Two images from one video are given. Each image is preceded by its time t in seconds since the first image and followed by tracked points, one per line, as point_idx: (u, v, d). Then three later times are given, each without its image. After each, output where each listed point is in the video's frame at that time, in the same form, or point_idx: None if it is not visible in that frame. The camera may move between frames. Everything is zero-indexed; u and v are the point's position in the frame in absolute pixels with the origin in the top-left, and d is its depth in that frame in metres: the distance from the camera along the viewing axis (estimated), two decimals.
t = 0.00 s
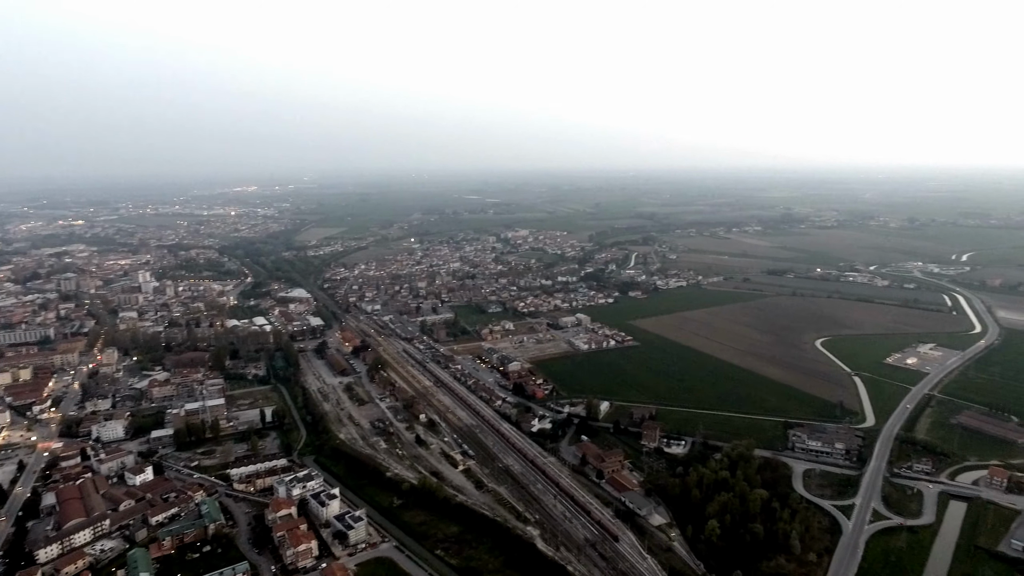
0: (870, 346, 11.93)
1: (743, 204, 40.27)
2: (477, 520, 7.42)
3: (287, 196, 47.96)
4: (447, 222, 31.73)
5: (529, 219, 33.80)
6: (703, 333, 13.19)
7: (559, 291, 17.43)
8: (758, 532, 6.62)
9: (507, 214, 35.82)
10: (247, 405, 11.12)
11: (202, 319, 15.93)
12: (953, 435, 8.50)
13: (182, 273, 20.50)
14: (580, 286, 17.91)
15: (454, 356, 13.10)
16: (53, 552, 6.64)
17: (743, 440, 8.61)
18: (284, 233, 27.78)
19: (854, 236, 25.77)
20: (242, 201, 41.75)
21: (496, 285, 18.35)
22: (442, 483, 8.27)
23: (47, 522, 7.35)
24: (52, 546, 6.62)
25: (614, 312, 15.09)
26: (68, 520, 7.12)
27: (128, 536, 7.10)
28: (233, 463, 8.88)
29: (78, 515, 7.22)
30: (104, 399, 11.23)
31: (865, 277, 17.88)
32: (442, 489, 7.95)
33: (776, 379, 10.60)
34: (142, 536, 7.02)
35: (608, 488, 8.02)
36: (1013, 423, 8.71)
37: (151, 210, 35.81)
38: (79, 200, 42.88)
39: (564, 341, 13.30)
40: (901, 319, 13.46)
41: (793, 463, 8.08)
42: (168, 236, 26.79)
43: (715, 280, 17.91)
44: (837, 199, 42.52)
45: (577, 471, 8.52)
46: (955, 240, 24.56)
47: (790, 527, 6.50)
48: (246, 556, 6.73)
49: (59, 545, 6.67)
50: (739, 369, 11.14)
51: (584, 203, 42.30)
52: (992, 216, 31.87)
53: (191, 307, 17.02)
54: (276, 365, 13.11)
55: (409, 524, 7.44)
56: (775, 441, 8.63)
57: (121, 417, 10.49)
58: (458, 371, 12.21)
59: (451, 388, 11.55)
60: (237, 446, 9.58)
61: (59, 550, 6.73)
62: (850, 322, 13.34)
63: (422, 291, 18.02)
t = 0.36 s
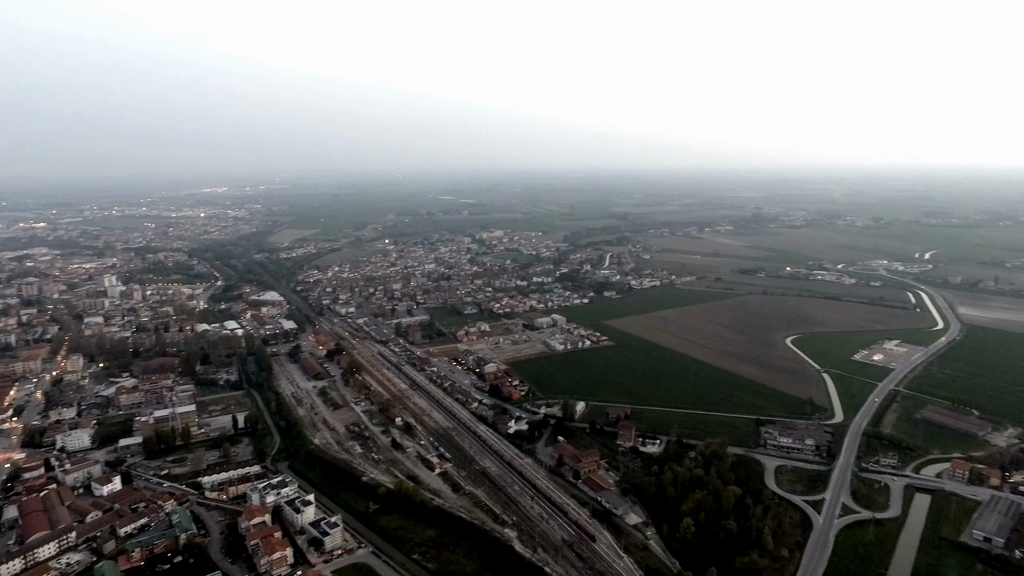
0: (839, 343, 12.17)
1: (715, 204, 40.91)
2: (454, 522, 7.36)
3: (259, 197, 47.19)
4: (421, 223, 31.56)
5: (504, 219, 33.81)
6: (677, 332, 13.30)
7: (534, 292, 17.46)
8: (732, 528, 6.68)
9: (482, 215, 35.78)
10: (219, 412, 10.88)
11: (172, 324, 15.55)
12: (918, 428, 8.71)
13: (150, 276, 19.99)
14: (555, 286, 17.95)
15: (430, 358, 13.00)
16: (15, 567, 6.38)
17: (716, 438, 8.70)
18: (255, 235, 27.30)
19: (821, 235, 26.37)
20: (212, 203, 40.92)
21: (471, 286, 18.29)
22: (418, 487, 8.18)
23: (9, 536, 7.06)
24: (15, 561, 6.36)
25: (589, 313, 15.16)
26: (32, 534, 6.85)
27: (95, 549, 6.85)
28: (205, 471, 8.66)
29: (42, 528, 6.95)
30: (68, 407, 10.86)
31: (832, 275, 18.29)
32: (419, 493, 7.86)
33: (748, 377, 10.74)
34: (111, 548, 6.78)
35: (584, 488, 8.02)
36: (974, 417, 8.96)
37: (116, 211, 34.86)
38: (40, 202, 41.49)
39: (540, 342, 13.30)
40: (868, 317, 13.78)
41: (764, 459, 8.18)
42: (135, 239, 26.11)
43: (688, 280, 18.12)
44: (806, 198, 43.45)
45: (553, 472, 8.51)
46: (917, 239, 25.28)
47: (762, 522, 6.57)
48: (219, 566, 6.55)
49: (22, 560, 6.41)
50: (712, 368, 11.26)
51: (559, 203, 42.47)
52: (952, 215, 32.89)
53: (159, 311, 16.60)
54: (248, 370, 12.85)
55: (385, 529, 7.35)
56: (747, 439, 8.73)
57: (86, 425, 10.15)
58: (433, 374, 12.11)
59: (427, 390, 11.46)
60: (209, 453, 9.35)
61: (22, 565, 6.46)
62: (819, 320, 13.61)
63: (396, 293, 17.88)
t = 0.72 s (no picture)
0: (808, 341, 12.39)
1: (687, 204, 41.44)
2: (431, 526, 7.27)
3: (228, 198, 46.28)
4: (395, 224, 31.30)
5: (479, 220, 33.72)
6: (652, 332, 13.39)
7: (509, 293, 17.43)
8: (706, 525, 6.73)
9: (456, 215, 35.65)
10: (189, 418, 10.60)
11: (139, 329, 15.12)
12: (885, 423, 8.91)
13: (115, 281, 19.42)
14: (530, 287, 17.95)
15: (405, 360, 12.87)
16: None
17: (690, 436, 8.77)
18: (225, 237, 26.75)
19: (790, 234, 26.88)
20: (179, 204, 39.98)
21: (446, 288, 18.19)
22: (394, 491, 8.07)
23: None
24: None
25: (564, 313, 15.18)
26: None
27: (60, 563, 6.59)
28: (175, 480, 8.41)
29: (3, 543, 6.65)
30: (29, 417, 10.45)
31: (801, 274, 18.64)
32: (395, 497, 7.75)
33: (720, 376, 10.86)
34: (77, 562, 6.53)
35: (561, 489, 8.00)
36: (936, 411, 9.20)
37: (79, 214, 33.83)
38: None
39: (515, 343, 13.27)
40: (836, 315, 14.07)
41: (738, 457, 8.27)
42: (99, 242, 25.34)
43: (661, 280, 18.29)
44: (775, 198, 44.36)
45: (530, 473, 8.47)
46: (881, 237, 25.96)
47: (735, 519, 6.63)
48: None
49: None
50: (686, 367, 11.35)
51: (534, 204, 42.55)
52: (914, 214, 33.91)
53: (126, 316, 16.13)
54: (219, 375, 12.56)
55: (361, 534, 7.23)
56: (720, 437, 8.81)
57: (49, 435, 9.78)
58: (408, 376, 11.99)
59: (402, 393, 11.33)
60: (179, 462, 9.09)
61: None
62: (790, 319, 13.83)
63: (370, 295, 17.68)
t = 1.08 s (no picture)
0: (791, 340, 12.49)
1: (671, 204, 41.71)
2: (418, 530, 7.21)
3: (209, 199, 45.69)
4: (380, 225, 31.13)
5: (464, 221, 33.67)
6: (637, 332, 13.41)
7: (494, 294, 17.39)
8: (692, 524, 6.74)
9: (441, 216, 35.55)
10: (171, 423, 10.42)
11: (119, 333, 14.85)
12: (866, 421, 9.00)
13: (94, 284, 19.07)
14: (515, 288, 17.92)
15: (390, 363, 12.77)
16: None
17: (676, 436, 8.79)
18: (206, 239, 26.42)
19: (771, 234, 27.14)
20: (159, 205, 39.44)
21: (431, 289, 18.11)
22: (380, 495, 7.99)
23: None
24: None
25: (549, 314, 15.17)
26: None
27: (39, 573, 6.43)
28: (157, 486, 8.26)
29: None
30: (6, 424, 10.21)
31: (783, 273, 18.82)
32: (381, 501, 7.68)
33: (705, 375, 10.90)
34: (56, 571, 6.38)
35: (548, 490, 7.97)
36: (916, 409, 9.31)
37: (56, 215, 33.20)
38: None
39: (501, 344, 13.23)
40: (818, 314, 14.20)
41: (723, 456, 8.31)
42: (77, 244, 24.88)
43: (646, 280, 18.36)
44: (757, 198, 44.83)
45: (517, 475, 8.43)
46: (861, 237, 26.31)
47: (720, 517, 6.64)
48: None
49: None
50: (671, 367, 11.38)
51: (518, 204, 42.57)
52: (892, 213, 34.43)
53: (105, 320, 15.85)
54: (201, 379, 12.37)
55: (347, 539, 7.15)
56: (705, 437, 8.84)
57: (26, 442, 9.56)
58: (394, 379, 11.90)
59: (387, 396, 11.23)
60: (161, 467, 8.94)
61: None
62: (773, 318, 13.94)
63: (355, 297, 17.56)
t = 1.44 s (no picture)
0: (783, 341, 12.53)
1: (663, 204, 41.85)
2: (411, 532, 7.16)
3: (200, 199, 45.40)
4: (372, 226, 31.06)
5: (456, 221, 33.66)
6: (630, 333, 13.42)
7: (487, 295, 17.36)
8: (685, 524, 6.73)
9: (434, 216, 35.53)
10: (162, 427, 10.33)
11: (109, 335, 14.73)
12: (857, 421, 9.02)
13: (83, 286, 18.90)
14: (507, 289, 17.90)
15: (382, 364, 12.72)
16: None
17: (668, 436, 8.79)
18: (197, 240, 26.27)
19: (762, 234, 27.27)
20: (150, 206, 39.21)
21: (423, 290, 18.06)
22: (373, 497, 7.94)
23: None
24: None
25: (542, 314, 15.16)
26: None
27: None
28: (148, 490, 8.18)
29: None
30: None
31: (774, 273, 18.91)
32: (374, 503, 7.64)
33: (698, 376, 10.91)
34: None
35: (541, 492, 7.95)
36: (906, 408, 9.35)
37: (44, 216, 32.90)
38: None
39: (494, 345, 13.21)
40: (809, 314, 14.25)
41: (716, 456, 8.32)
42: (66, 246, 24.66)
43: (638, 280, 18.39)
44: (748, 198, 45.08)
45: (510, 477, 8.41)
46: (851, 237, 26.48)
47: (713, 518, 6.63)
48: None
49: None
50: (664, 367, 11.39)
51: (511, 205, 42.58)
52: (882, 213, 34.69)
53: (95, 322, 15.71)
54: (193, 382, 12.27)
55: (339, 542, 7.10)
56: (698, 437, 8.85)
57: (15, 446, 9.45)
58: (386, 381, 11.84)
59: (380, 398, 11.18)
60: (152, 471, 8.85)
61: None
62: (765, 319, 13.98)
63: (347, 298, 17.50)
